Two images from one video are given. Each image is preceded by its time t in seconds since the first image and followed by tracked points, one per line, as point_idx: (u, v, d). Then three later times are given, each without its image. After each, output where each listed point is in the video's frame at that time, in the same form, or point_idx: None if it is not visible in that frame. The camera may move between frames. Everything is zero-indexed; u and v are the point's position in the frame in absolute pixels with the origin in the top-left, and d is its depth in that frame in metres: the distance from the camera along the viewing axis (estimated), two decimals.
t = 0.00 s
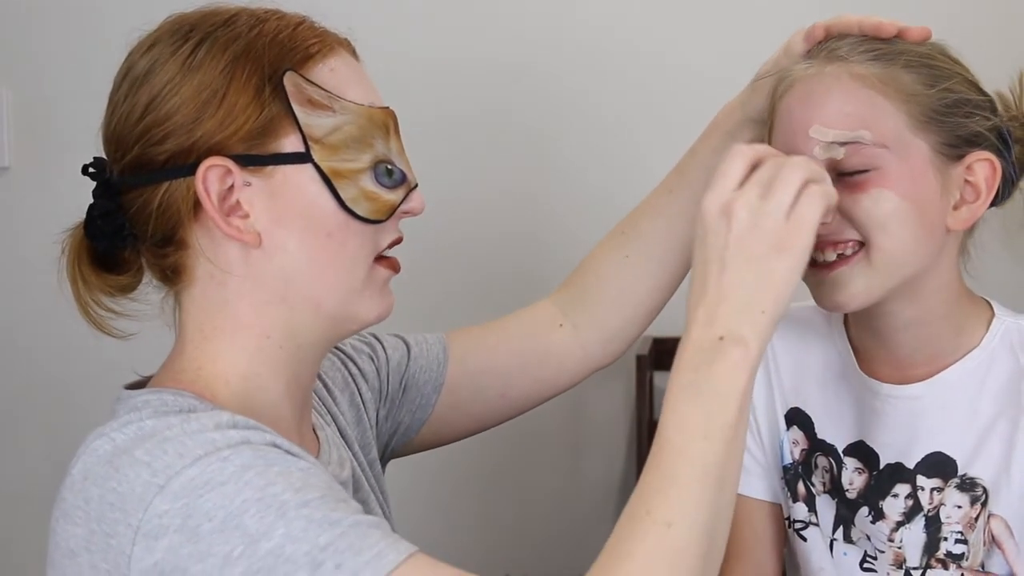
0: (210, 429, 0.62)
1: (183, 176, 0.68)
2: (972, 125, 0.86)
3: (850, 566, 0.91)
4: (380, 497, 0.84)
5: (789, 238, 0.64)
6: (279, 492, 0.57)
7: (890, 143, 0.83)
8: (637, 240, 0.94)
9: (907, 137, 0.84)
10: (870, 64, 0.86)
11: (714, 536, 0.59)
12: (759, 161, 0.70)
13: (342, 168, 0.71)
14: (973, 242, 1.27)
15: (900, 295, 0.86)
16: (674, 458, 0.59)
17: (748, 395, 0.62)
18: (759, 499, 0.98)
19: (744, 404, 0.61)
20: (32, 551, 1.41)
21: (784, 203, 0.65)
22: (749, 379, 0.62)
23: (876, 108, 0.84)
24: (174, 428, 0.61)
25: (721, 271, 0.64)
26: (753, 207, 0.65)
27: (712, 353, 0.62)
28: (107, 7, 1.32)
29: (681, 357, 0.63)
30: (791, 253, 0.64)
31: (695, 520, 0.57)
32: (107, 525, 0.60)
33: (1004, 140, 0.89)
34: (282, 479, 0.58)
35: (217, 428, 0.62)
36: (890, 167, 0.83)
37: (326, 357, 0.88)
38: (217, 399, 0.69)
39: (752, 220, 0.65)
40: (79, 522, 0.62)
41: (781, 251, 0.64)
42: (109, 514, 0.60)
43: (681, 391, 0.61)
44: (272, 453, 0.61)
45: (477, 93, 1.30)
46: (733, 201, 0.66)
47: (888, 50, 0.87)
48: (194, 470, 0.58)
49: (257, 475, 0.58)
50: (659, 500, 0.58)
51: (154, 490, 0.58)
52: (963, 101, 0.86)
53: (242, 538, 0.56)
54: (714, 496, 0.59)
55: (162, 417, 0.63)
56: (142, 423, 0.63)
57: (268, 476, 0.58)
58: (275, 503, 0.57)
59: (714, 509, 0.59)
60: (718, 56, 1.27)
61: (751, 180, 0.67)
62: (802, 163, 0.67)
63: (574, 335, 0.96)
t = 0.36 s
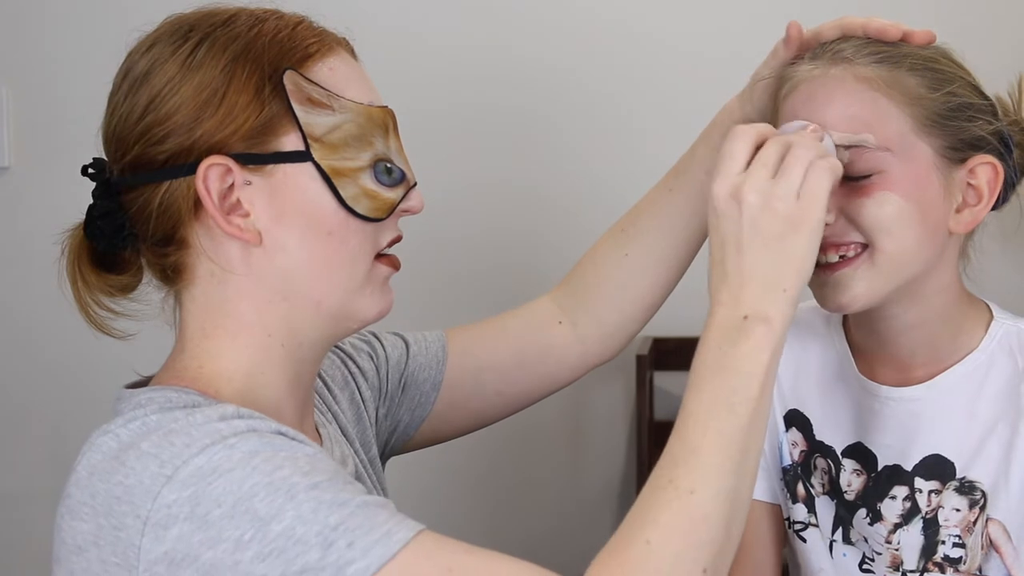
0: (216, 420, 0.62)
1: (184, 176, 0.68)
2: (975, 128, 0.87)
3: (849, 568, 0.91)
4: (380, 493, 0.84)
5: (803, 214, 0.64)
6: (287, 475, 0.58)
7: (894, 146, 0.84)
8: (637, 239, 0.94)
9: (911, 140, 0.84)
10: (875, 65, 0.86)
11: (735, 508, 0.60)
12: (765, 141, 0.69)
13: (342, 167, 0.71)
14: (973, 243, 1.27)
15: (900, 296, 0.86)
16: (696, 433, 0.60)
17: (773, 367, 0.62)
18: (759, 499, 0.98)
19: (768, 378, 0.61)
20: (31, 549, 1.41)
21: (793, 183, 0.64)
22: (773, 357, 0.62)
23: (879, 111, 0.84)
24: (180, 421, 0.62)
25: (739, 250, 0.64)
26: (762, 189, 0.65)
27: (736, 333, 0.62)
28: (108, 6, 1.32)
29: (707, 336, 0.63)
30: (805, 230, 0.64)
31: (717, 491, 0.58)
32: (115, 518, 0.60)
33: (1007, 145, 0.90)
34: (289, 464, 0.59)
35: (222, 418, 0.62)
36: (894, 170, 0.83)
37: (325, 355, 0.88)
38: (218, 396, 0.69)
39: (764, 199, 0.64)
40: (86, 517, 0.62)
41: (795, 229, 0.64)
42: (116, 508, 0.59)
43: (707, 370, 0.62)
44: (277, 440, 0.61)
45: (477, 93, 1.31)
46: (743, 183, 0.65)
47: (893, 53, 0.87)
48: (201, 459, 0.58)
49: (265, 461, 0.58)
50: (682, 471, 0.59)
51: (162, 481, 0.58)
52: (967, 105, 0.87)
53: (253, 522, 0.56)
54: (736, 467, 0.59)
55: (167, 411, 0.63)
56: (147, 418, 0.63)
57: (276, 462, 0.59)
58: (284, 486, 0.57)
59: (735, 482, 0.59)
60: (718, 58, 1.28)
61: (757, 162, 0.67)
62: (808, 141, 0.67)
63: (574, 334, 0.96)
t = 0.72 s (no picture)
0: (214, 413, 0.62)
1: (184, 174, 0.68)
2: (975, 128, 0.87)
3: (848, 567, 0.91)
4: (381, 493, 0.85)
5: (801, 177, 0.65)
6: (285, 460, 0.58)
7: (898, 142, 0.84)
8: (637, 238, 0.94)
9: (914, 138, 0.85)
10: (877, 64, 0.87)
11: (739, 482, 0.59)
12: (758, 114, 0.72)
13: (344, 167, 0.72)
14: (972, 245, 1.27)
15: (899, 294, 0.86)
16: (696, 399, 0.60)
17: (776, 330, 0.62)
18: (758, 499, 0.98)
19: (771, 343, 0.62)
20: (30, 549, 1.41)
21: (789, 146, 0.66)
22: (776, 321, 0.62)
23: (885, 108, 0.85)
24: (179, 415, 0.62)
25: (740, 217, 0.65)
26: (759, 157, 0.66)
27: (739, 297, 0.63)
28: (110, 7, 1.32)
29: (709, 305, 0.64)
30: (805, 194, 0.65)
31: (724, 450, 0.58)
32: (115, 513, 0.60)
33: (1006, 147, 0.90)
34: (287, 450, 0.59)
35: (221, 411, 0.63)
36: (897, 168, 0.83)
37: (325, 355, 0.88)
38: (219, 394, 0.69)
39: (761, 165, 0.66)
40: (86, 514, 0.62)
41: (794, 193, 0.65)
42: (116, 503, 0.60)
43: (710, 335, 0.62)
44: (275, 429, 0.61)
45: (478, 93, 1.31)
46: (740, 152, 0.67)
47: (896, 52, 0.88)
48: (200, 449, 0.58)
49: (262, 448, 0.59)
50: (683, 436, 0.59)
51: (162, 473, 0.58)
52: (968, 106, 0.87)
53: (253, 508, 0.56)
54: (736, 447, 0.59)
55: (166, 406, 0.64)
56: (146, 415, 0.64)
57: (274, 449, 0.59)
58: (283, 470, 0.57)
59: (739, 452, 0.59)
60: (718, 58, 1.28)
61: (753, 133, 0.69)
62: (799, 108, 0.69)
63: (573, 331, 0.96)
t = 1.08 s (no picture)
0: (206, 415, 0.62)
1: (177, 175, 0.68)
2: (979, 129, 0.87)
3: (850, 568, 0.91)
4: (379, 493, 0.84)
5: (786, 172, 0.64)
6: (274, 465, 0.58)
7: (902, 139, 0.84)
8: (636, 238, 0.94)
9: (917, 136, 0.84)
10: (882, 63, 0.86)
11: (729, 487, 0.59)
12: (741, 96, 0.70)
13: (336, 163, 0.71)
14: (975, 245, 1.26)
15: (902, 295, 0.85)
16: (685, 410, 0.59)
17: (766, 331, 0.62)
18: (758, 498, 0.98)
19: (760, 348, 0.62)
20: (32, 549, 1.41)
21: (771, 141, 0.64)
22: (765, 320, 0.62)
23: (885, 106, 0.84)
24: (171, 417, 0.62)
25: (724, 210, 0.65)
26: (742, 149, 0.65)
27: (725, 297, 0.62)
28: (109, 7, 1.32)
29: (694, 307, 0.63)
30: (789, 189, 0.64)
31: (710, 464, 0.58)
32: (106, 515, 0.60)
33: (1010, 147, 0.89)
34: (277, 455, 0.59)
35: (213, 413, 0.63)
36: (902, 166, 0.83)
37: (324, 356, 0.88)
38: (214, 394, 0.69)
39: (746, 160, 0.65)
40: (79, 515, 0.62)
41: (778, 187, 0.64)
42: (107, 505, 0.60)
43: (696, 337, 0.62)
44: (265, 432, 0.61)
45: (478, 93, 1.31)
46: (723, 144, 0.66)
47: (900, 51, 0.88)
48: (190, 452, 0.58)
49: (253, 453, 0.59)
50: (670, 448, 0.58)
51: (152, 475, 0.58)
52: (971, 106, 0.87)
53: (241, 514, 0.56)
54: (728, 458, 0.59)
55: (159, 408, 0.64)
56: (139, 416, 0.63)
57: (264, 453, 0.59)
58: (272, 476, 0.57)
59: (727, 462, 0.59)
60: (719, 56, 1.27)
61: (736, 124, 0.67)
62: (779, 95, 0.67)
63: (573, 331, 0.95)
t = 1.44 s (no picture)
0: (208, 408, 0.62)
1: (173, 177, 0.68)
2: (976, 131, 0.87)
3: (848, 568, 0.91)
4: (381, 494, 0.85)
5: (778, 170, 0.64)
6: (277, 456, 0.58)
7: (897, 142, 0.84)
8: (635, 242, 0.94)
9: (913, 138, 0.85)
10: (879, 64, 0.87)
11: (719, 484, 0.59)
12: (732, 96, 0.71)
13: (331, 161, 0.71)
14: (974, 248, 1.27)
15: (900, 297, 0.86)
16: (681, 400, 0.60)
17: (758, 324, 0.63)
18: (756, 500, 0.98)
19: (752, 341, 0.62)
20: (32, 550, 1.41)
21: (763, 137, 0.65)
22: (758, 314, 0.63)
23: (881, 108, 0.85)
24: (173, 411, 0.62)
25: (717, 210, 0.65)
26: (734, 146, 0.65)
27: (720, 291, 0.63)
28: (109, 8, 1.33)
29: (690, 301, 0.64)
30: (782, 187, 0.64)
31: (706, 470, 0.58)
32: (107, 509, 0.60)
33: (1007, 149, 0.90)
34: (280, 447, 0.59)
35: (215, 407, 0.63)
36: (897, 171, 0.83)
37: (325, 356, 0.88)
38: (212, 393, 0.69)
39: (733, 160, 0.65)
40: (80, 510, 0.62)
41: (772, 184, 0.64)
42: (109, 498, 0.60)
43: (692, 329, 0.62)
44: (268, 425, 0.62)
45: (476, 92, 1.31)
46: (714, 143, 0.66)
47: (896, 53, 0.88)
48: (192, 444, 0.59)
49: (255, 444, 0.59)
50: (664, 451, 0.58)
51: (154, 467, 0.59)
52: (968, 107, 0.87)
53: (244, 504, 0.56)
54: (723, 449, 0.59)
55: (161, 402, 0.64)
56: (140, 411, 0.64)
57: (266, 445, 0.59)
58: (274, 467, 0.57)
59: (721, 460, 0.59)
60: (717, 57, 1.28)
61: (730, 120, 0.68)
62: (772, 93, 0.68)
63: (572, 333, 0.95)
